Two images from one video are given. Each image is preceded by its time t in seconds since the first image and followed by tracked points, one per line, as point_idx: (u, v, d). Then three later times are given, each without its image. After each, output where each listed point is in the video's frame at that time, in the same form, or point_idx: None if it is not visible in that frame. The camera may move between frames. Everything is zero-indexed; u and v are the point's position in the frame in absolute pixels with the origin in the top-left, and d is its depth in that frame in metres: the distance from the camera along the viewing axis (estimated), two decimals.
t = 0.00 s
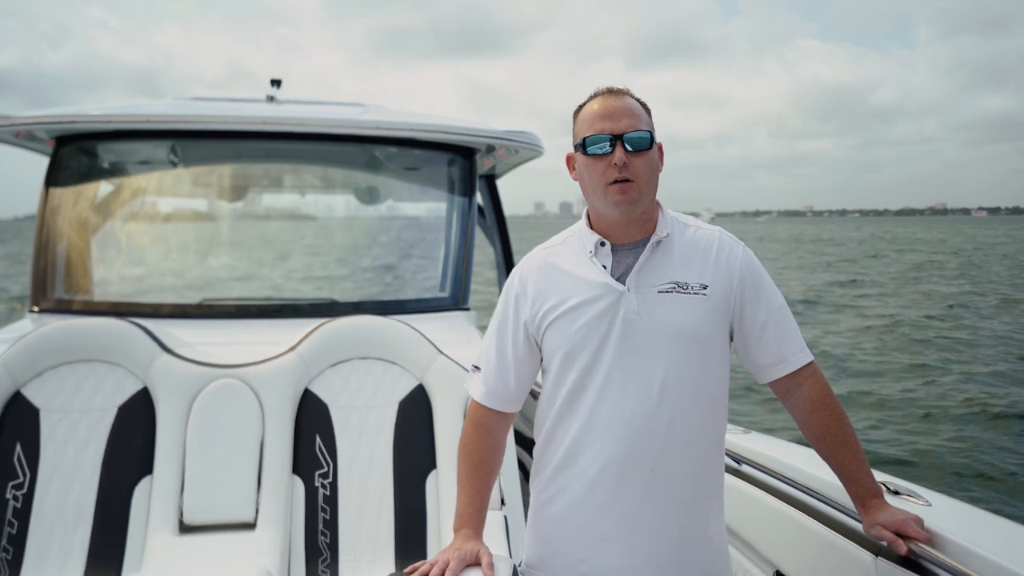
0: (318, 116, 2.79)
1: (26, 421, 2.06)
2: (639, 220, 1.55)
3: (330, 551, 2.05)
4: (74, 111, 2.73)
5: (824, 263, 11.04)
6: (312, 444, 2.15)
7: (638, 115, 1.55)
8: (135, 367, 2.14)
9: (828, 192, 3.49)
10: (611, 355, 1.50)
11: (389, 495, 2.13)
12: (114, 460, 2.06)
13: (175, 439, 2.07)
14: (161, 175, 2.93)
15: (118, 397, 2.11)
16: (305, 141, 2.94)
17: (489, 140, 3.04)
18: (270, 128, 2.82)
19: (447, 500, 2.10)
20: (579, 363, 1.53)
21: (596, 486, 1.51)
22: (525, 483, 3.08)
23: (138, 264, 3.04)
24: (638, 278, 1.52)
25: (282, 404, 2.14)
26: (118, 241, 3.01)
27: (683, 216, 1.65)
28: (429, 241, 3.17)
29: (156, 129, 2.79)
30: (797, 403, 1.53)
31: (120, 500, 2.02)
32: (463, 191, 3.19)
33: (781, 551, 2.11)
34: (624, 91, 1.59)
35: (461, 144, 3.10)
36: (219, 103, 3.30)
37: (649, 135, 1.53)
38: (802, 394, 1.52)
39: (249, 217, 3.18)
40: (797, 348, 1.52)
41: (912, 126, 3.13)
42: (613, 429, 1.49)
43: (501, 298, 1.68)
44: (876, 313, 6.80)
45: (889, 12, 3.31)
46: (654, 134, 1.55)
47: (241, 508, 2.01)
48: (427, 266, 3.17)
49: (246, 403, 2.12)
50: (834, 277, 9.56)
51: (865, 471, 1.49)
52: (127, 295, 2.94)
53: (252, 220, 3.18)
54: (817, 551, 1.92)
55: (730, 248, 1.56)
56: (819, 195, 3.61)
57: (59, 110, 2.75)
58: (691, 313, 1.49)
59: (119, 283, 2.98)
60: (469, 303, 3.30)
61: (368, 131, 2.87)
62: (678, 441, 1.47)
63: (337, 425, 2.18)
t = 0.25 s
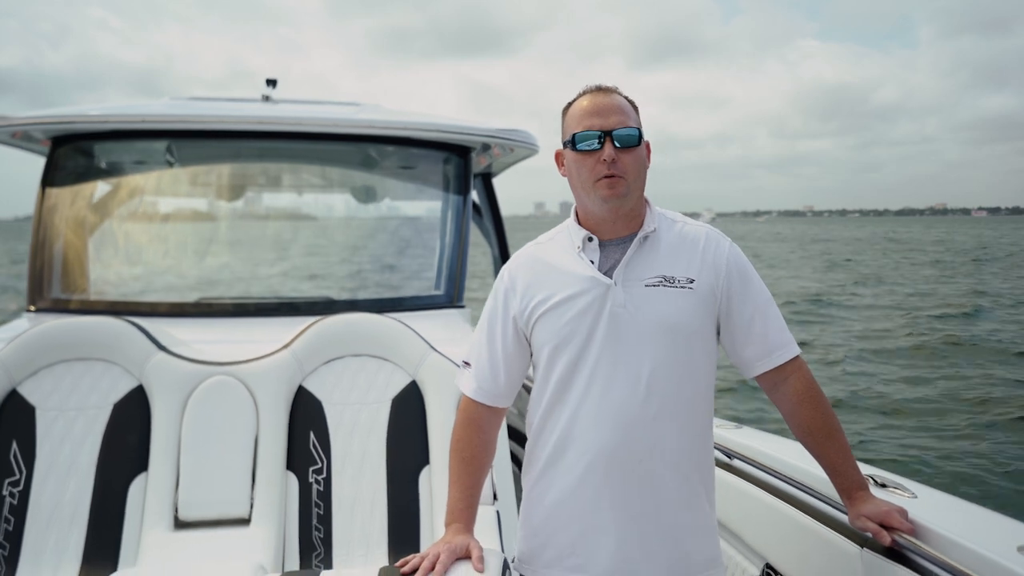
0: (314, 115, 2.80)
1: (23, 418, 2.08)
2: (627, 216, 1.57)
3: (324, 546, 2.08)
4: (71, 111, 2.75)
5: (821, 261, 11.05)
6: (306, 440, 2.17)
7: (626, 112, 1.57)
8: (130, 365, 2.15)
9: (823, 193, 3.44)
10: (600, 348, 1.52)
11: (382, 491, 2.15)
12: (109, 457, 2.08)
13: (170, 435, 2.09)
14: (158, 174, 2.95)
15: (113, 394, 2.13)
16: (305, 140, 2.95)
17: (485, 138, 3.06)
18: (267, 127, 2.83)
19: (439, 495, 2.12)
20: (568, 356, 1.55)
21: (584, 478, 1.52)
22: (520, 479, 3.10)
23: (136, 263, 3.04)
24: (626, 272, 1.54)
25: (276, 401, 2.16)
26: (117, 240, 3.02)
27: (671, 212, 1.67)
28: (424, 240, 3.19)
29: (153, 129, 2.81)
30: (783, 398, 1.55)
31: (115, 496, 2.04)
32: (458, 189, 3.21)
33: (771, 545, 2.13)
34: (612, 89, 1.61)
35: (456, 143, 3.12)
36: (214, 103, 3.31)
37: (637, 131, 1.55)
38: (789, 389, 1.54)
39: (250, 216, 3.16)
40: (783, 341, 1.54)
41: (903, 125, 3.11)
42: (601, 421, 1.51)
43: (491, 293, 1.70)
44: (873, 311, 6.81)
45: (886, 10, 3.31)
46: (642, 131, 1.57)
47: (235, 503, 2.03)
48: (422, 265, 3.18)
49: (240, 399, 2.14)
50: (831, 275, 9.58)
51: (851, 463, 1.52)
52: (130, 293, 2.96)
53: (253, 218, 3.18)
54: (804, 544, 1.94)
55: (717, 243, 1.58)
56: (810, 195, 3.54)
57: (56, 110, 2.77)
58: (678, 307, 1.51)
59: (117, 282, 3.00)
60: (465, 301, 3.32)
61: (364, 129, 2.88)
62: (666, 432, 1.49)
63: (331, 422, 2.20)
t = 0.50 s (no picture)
0: (313, 114, 2.81)
1: (22, 417, 2.09)
2: (619, 211, 1.58)
3: (323, 543, 2.09)
4: (70, 112, 2.77)
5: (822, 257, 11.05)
6: (304, 438, 2.18)
7: (616, 108, 1.58)
8: (129, 364, 2.17)
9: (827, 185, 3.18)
10: (593, 341, 1.53)
11: (380, 487, 2.16)
12: (109, 455, 2.09)
13: (169, 433, 2.10)
14: (159, 174, 2.96)
15: (112, 393, 2.15)
16: (306, 139, 2.97)
17: (483, 136, 3.07)
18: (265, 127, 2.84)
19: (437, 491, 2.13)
20: (562, 350, 1.56)
21: (581, 472, 1.53)
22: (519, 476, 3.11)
23: (139, 262, 3.05)
24: (618, 267, 1.55)
25: (274, 399, 2.17)
26: (120, 238, 3.02)
27: (664, 208, 1.68)
28: (424, 239, 3.19)
29: (153, 129, 2.82)
30: (777, 391, 1.56)
31: (116, 493, 2.06)
32: (457, 187, 3.22)
33: (767, 539, 2.14)
34: (602, 86, 1.62)
35: (455, 141, 3.13)
36: (213, 102, 3.31)
37: (627, 126, 1.56)
38: (782, 382, 1.55)
39: (255, 217, 3.16)
40: (775, 334, 1.55)
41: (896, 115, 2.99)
42: (595, 413, 1.52)
43: (486, 290, 1.71)
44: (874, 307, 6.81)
45: (887, 8, 3.29)
46: (632, 126, 1.58)
47: (235, 500, 2.05)
48: (421, 263, 3.19)
49: (239, 397, 2.15)
50: (832, 271, 9.57)
51: (844, 456, 1.53)
52: (131, 292, 2.97)
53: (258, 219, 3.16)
54: (799, 537, 1.95)
55: (708, 238, 1.59)
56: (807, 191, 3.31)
57: (55, 111, 2.78)
58: (669, 300, 1.53)
59: (119, 281, 3.01)
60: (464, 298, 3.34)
61: (362, 129, 2.89)
62: (659, 424, 1.51)
63: (329, 419, 2.22)
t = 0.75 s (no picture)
0: (320, 114, 2.82)
1: (32, 415, 2.10)
2: (622, 208, 1.58)
3: (330, 540, 2.10)
4: (80, 113, 2.78)
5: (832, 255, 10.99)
6: (311, 436, 2.19)
7: (619, 106, 1.58)
8: (137, 362, 2.18)
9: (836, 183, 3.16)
10: (596, 339, 1.53)
11: (387, 485, 2.17)
12: (118, 453, 2.11)
13: (177, 432, 2.11)
14: (168, 174, 2.97)
15: (121, 392, 2.16)
16: (314, 139, 2.97)
17: (490, 134, 3.07)
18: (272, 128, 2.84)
19: (443, 489, 2.14)
20: (565, 348, 1.56)
21: (583, 470, 1.53)
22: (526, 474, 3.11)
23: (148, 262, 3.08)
24: (622, 265, 1.55)
25: (281, 397, 2.18)
26: (129, 238, 3.04)
27: (667, 205, 1.67)
28: (431, 237, 3.20)
29: (161, 129, 2.84)
30: (782, 389, 1.55)
31: (125, 491, 2.07)
32: (464, 185, 3.23)
33: (774, 537, 2.13)
34: (605, 83, 1.62)
35: (462, 140, 3.13)
36: (220, 103, 3.32)
37: (630, 124, 1.56)
38: (787, 380, 1.54)
39: (266, 217, 3.21)
40: (779, 332, 1.54)
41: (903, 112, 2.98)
42: (598, 412, 1.52)
43: (491, 288, 1.71)
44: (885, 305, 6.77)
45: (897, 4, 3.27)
46: (635, 124, 1.58)
47: (242, 498, 2.05)
48: (428, 262, 3.20)
49: (246, 396, 2.16)
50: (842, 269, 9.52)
51: (849, 453, 1.53)
52: (141, 292, 2.99)
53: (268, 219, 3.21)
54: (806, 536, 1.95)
55: (712, 235, 1.58)
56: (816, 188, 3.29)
57: (65, 112, 2.79)
58: (672, 297, 1.52)
59: (128, 281, 3.01)
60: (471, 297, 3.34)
61: (369, 128, 2.89)
62: (662, 422, 1.50)
63: (336, 417, 2.22)
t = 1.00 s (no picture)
0: (337, 114, 2.83)
1: (49, 412, 2.12)
2: (636, 209, 1.57)
3: (344, 538, 2.11)
4: (99, 112, 2.80)
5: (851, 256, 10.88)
6: (326, 434, 2.20)
7: (633, 106, 1.56)
8: (153, 359, 2.20)
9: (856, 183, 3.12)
10: (609, 340, 1.51)
11: (401, 483, 2.17)
12: (134, 449, 2.12)
13: (192, 428, 2.13)
14: (186, 173, 2.99)
15: (137, 388, 2.18)
16: (331, 138, 2.98)
17: (506, 134, 3.06)
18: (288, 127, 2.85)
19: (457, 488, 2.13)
20: (577, 348, 1.54)
21: (596, 470, 1.52)
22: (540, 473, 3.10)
23: (165, 260, 3.07)
24: (635, 265, 1.53)
25: (296, 394, 2.19)
26: (147, 236, 3.05)
27: (681, 205, 1.66)
28: (447, 236, 3.20)
29: (179, 128, 2.86)
30: (796, 391, 1.53)
31: (141, 487, 2.09)
32: (480, 185, 3.22)
33: (788, 538, 2.11)
34: (618, 82, 1.61)
35: (479, 139, 3.13)
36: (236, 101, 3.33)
37: (644, 124, 1.55)
38: (800, 381, 1.52)
39: (283, 215, 3.27)
40: (794, 333, 1.52)
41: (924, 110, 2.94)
42: (611, 413, 1.51)
43: (503, 288, 1.70)
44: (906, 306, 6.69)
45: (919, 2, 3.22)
46: (649, 124, 1.56)
47: (257, 495, 2.06)
48: (444, 261, 3.20)
49: (261, 394, 2.17)
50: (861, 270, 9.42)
51: (864, 456, 1.50)
52: (158, 290, 3.01)
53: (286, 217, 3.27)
54: (821, 537, 1.92)
55: (726, 235, 1.56)
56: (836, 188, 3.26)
57: (84, 110, 2.82)
58: (686, 298, 1.50)
59: (145, 279, 3.03)
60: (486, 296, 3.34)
61: (385, 127, 2.90)
62: (675, 424, 1.49)
63: (350, 415, 2.23)
